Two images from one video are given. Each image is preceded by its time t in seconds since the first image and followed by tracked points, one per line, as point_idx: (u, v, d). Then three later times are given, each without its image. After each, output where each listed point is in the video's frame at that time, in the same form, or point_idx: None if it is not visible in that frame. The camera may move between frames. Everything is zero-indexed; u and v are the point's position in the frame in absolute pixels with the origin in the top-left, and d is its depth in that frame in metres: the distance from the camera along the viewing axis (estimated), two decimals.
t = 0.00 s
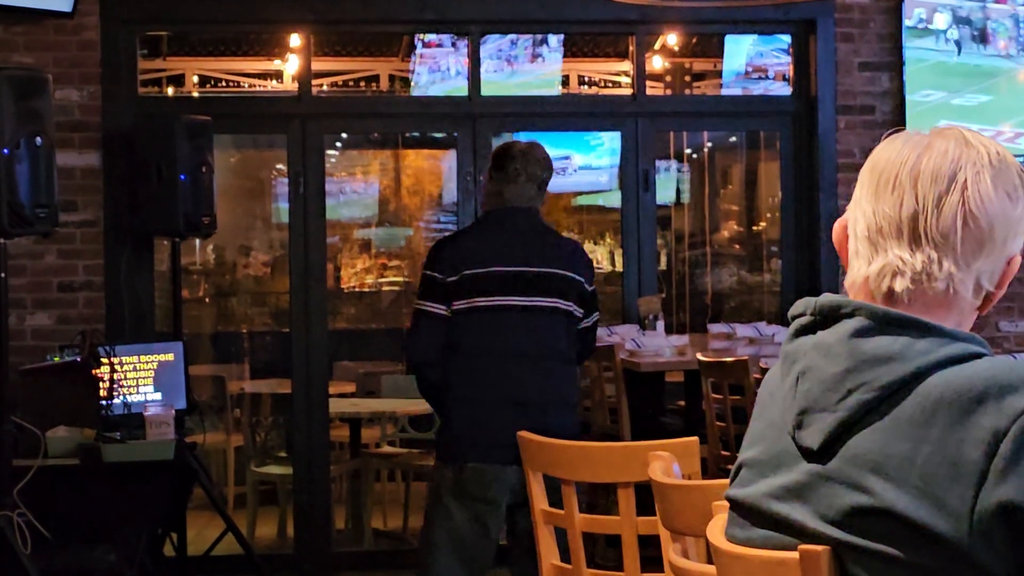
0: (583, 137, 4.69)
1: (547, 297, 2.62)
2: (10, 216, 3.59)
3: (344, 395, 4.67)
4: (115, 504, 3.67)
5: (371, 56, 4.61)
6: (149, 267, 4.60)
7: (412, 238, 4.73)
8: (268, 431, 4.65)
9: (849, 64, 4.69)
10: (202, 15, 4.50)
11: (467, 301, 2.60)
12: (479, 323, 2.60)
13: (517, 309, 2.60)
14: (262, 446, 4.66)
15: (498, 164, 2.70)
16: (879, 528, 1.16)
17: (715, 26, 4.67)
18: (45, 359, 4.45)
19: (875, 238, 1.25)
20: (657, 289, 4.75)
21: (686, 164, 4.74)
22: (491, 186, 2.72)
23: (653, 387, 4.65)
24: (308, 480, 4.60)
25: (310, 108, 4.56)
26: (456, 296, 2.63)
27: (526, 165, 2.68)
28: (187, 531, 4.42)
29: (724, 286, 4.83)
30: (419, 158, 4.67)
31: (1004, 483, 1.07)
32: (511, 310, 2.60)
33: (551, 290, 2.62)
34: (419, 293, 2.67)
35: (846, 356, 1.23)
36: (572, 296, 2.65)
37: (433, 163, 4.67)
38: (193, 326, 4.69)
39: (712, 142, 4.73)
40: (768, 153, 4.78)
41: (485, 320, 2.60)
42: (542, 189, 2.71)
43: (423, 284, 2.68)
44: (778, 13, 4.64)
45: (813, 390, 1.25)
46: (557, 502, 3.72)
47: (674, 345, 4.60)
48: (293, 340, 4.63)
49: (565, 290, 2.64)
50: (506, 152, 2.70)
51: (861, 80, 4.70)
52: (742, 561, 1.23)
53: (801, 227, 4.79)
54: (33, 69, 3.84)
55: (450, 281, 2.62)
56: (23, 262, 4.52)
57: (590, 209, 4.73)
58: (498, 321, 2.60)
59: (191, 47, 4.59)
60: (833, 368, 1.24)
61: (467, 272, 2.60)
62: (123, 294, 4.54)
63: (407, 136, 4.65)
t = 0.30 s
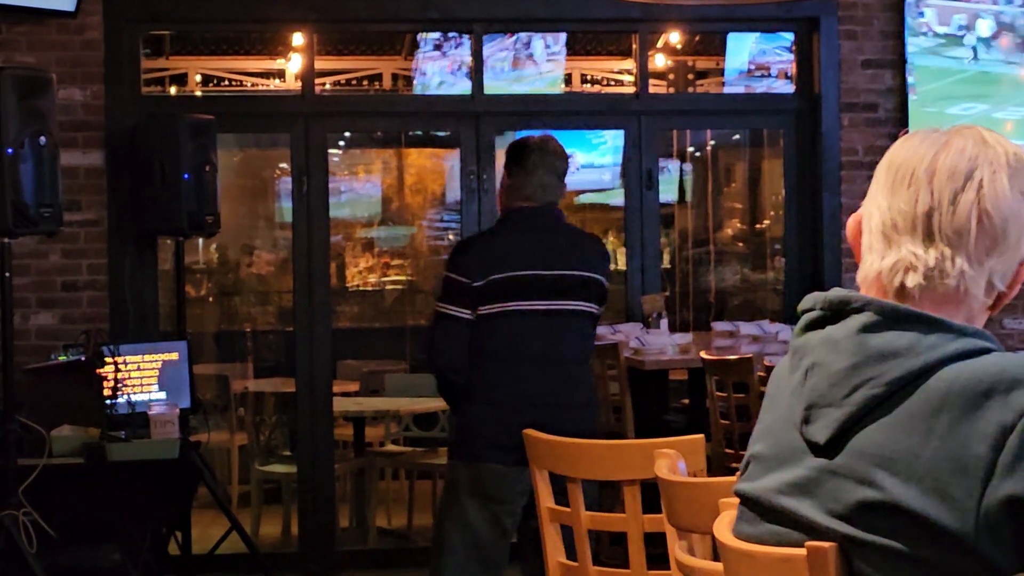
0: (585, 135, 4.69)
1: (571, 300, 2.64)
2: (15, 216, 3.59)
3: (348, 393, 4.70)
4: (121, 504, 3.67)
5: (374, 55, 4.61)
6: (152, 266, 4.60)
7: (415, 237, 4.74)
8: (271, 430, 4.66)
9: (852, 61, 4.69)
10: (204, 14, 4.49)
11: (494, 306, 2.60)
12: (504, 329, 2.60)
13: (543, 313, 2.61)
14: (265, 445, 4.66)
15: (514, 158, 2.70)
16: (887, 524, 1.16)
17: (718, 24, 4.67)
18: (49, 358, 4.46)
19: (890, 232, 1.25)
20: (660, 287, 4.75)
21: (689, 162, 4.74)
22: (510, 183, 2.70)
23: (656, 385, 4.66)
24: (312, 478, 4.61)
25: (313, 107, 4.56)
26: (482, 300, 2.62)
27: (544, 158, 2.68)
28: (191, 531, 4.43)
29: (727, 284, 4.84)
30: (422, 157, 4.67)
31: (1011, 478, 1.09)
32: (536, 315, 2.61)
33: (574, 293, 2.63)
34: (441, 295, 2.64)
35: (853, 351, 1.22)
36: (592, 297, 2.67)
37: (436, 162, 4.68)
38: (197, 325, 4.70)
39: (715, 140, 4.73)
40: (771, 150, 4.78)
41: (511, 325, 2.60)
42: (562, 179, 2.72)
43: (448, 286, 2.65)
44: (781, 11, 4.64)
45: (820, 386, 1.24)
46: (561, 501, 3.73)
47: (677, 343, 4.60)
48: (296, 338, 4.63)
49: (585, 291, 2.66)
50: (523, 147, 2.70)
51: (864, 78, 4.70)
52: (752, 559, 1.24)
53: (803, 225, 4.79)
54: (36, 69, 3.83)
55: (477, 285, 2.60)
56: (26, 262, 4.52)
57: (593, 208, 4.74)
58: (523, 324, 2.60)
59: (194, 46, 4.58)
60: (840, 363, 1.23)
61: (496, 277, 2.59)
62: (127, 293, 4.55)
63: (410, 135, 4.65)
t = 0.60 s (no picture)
0: (581, 138, 4.70)
1: (578, 303, 2.64)
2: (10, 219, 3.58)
3: (343, 396, 4.68)
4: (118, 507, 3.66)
5: (369, 57, 4.61)
6: (148, 269, 4.59)
7: (410, 239, 4.73)
8: (268, 433, 4.65)
9: (847, 63, 4.69)
10: (200, 16, 4.50)
11: (499, 308, 2.59)
12: (509, 331, 2.59)
13: (549, 315, 2.60)
14: (262, 448, 4.66)
15: (522, 159, 2.69)
16: (878, 524, 1.16)
17: (713, 26, 4.68)
18: (44, 362, 4.45)
19: (871, 233, 1.26)
20: (656, 289, 4.75)
21: (684, 164, 4.74)
22: (515, 185, 2.70)
23: (652, 388, 4.67)
24: (308, 482, 4.60)
25: (308, 110, 4.57)
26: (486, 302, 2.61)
27: (552, 159, 2.69)
28: (187, 534, 4.43)
29: (722, 286, 4.84)
30: (417, 160, 4.67)
31: (1003, 476, 1.09)
32: (543, 317, 2.60)
33: (581, 297, 2.64)
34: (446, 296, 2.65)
35: (841, 353, 1.23)
36: (595, 300, 2.68)
37: (432, 165, 4.67)
38: (192, 328, 4.70)
39: (710, 142, 4.74)
40: (766, 152, 4.79)
41: (516, 326, 2.59)
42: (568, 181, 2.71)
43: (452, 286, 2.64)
44: (776, 12, 4.65)
45: (810, 388, 1.25)
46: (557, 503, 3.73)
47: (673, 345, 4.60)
48: (292, 341, 4.63)
49: (590, 294, 2.65)
50: (527, 147, 2.70)
51: (859, 79, 4.71)
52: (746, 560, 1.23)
53: (799, 227, 4.79)
54: (33, 72, 3.83)
55: (482, 287, 2.59)
56: (22, 265, 4.51)
57: (589, 211, 4.73)
58: (527, 327, 2.59)
59: (189, 49, 4.59)
60: (829, 364, 1.24)
61: (500, 280, 2.58)
62: (122, 297, 4.54)
63: (406, 137, 4.65)
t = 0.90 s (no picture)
0: (575, 143, 4.70)
1: (574, 309, 2.61)
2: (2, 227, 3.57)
3: (338, 403, 4.66)
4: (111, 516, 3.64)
5: (362, 63, 4.61)
6: (142, 276, 4.59)
7: (404, 244, 4.74)
8: (262, 439, 4.65)
9: (840, 67, 4.69)
10: (193, 23, 4.49)
11: (494, 311, 2.57)
12: (502, 335, 2.57)
13: (543, 319, 2.57)
14: (256, 454, 4.65)
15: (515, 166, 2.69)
16: (872, 532, 1.15)
17: (707, 31, 4.67)
18: (38, 369, 4.45)
19: (869, 239, 1.25)
20: (650, 294, 4.75)
21: (678, 169, 4.75)
22: (512, 191, 2.69)
23: (647, 393, 4.66)
24: (302, 488, 4.60)
25: (302, 116, 4.57)
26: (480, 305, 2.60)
27: (548, 164, 2.68)
28: (181, 541, 4.42)
29: (716, 291, 4.83)
30: (411, 165, 4.67)
31: (998, 484, 1.08)
32: (537, 321, 2.57)
33: (577, 303, 2.61)
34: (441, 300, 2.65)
35: (835, 360, 1.22)
36: (593, 306, 2.64)
37: (426, 171, 4.68)
38: (186, 334, 4.69)
39: (704, 147, 4.74)
40: (760, 157, 4.79)
41: (511, 329, 2.56)
42: (560, 187, 2.70)
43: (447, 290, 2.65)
44: (769, 17, 4.65)
45: (804, 395, 1.24)
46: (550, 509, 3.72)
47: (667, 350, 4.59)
48: (286, 347, 4.62)
49: (587, 299, 2.63)
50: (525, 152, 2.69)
51: (853, 84, 4.71)
52: (739, 567, 1.22)
53: (793, 231, 4.79)
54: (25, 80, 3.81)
55: (477, 291, 2.59)
56: (16, 272, 4.51)
57: (584, 216, 4.73)
58: (524, 332, 2.56)
59: (183, 56, 4.58)
60: (823, 372, 1.23)
61: (494, 283, 2.58)
62: (116, 303, 4.54)
63: (399, 143, 4.65)
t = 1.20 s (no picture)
0: (568, 147, 4.69)
1: (564, 314, 2.61)
2: None
3: (331, 408, 4.66)
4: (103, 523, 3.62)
5: (355, 69, 4.61)
6: (134, 282, 4.58)
7: (397, 250, 4.72)
8: (255, 446, 4.64)
9: (833, 72, 4.70)
10: (185, 29, 4.50)
11: (483, 316, 2.56)
12: (493, 339, 2.56)
13: (533, 324, 2.57)
14: (249, 460, 4.64)
15: (504, 169, 2.66)
16: (863, 535, 1.15)
17: (699, 35, 4.68)
18: (30, 376, 4.44)
19: (846, 242, 1.24)
20: (643, 299, 4.75)
21: (671, 174, 4.75)
22: (498, 195, 2.68)
23: (641, 397, 4.66)
24: (296, 494, 4.59)
25: (294, 122, 4.57)
26: (470, 310, 2.59)
27: (538, 168, 2.66)
28: (174, 548, 4.41)
29: (710, 295, 4.82)
30: (405, 171, 4.67)
31: (986, 485, 1.07)
32: (528, 326, 2.57)
33: (566, 307, 2.60)
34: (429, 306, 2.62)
35: (820, 364, 1.21)
36: (583, 311, 2.64)
37: (418, 176, 4.67)
38: (179, 341, 4.69)
39: (697, 151, 4.74)
40: (753, 161, 4.79)
41: (500, 336, 2.56)
42: (548, 190, 2.69)
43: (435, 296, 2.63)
44: (762, 21, 4.65)
45: (790, 401, 1.23)
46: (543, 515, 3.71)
47: (661, 355, 4.59)
48: (279, 353, 4.62)
49: (577, 304, 2.62)
50: (512, 156, 2.67)
51: (845, 88, 4.70)
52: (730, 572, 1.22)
53: (786, 236, 4.79)
54: (17, 86, 3.79)
55: (465, 296, 2.57)
56: (8, 279, 4.50)
57: (578, 221, 4.73)
58: (511, 337, 2.57)
59: (175, 62, 4.59)
60: (808, 376, 1.23)
61: (483, 288, 2.56)
62: (109, 310, 4.53)
63: (392, 148, 4.65)
